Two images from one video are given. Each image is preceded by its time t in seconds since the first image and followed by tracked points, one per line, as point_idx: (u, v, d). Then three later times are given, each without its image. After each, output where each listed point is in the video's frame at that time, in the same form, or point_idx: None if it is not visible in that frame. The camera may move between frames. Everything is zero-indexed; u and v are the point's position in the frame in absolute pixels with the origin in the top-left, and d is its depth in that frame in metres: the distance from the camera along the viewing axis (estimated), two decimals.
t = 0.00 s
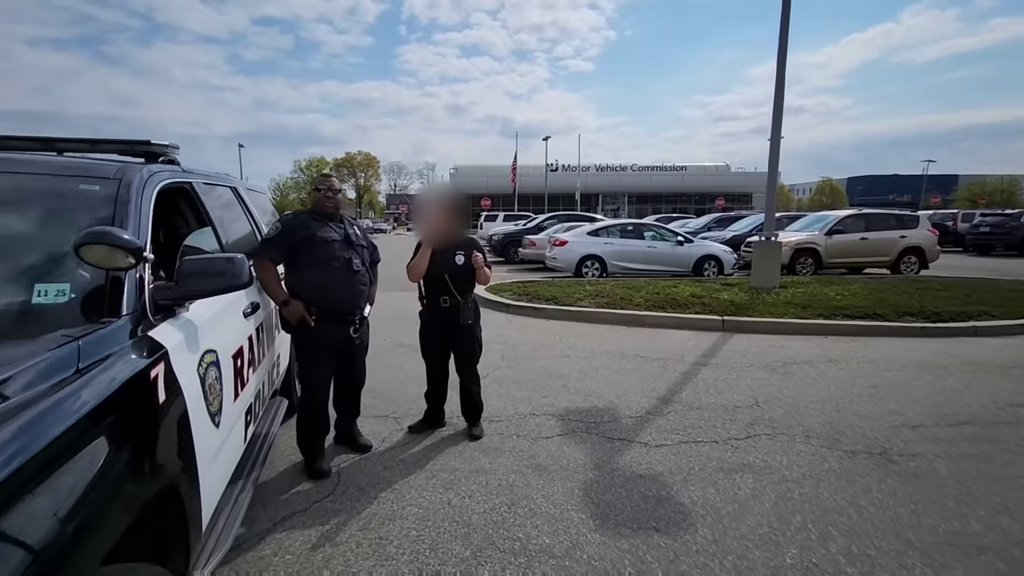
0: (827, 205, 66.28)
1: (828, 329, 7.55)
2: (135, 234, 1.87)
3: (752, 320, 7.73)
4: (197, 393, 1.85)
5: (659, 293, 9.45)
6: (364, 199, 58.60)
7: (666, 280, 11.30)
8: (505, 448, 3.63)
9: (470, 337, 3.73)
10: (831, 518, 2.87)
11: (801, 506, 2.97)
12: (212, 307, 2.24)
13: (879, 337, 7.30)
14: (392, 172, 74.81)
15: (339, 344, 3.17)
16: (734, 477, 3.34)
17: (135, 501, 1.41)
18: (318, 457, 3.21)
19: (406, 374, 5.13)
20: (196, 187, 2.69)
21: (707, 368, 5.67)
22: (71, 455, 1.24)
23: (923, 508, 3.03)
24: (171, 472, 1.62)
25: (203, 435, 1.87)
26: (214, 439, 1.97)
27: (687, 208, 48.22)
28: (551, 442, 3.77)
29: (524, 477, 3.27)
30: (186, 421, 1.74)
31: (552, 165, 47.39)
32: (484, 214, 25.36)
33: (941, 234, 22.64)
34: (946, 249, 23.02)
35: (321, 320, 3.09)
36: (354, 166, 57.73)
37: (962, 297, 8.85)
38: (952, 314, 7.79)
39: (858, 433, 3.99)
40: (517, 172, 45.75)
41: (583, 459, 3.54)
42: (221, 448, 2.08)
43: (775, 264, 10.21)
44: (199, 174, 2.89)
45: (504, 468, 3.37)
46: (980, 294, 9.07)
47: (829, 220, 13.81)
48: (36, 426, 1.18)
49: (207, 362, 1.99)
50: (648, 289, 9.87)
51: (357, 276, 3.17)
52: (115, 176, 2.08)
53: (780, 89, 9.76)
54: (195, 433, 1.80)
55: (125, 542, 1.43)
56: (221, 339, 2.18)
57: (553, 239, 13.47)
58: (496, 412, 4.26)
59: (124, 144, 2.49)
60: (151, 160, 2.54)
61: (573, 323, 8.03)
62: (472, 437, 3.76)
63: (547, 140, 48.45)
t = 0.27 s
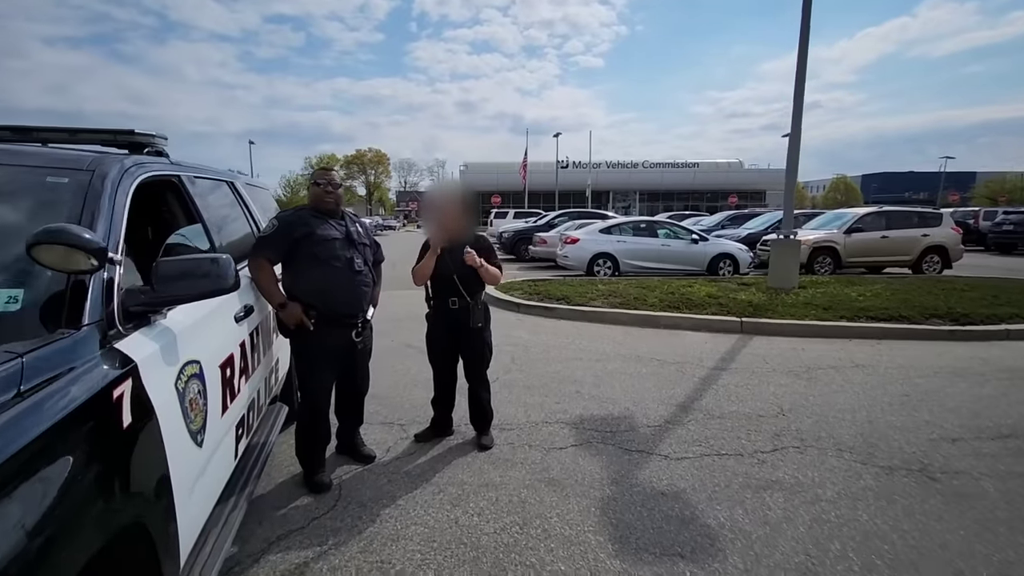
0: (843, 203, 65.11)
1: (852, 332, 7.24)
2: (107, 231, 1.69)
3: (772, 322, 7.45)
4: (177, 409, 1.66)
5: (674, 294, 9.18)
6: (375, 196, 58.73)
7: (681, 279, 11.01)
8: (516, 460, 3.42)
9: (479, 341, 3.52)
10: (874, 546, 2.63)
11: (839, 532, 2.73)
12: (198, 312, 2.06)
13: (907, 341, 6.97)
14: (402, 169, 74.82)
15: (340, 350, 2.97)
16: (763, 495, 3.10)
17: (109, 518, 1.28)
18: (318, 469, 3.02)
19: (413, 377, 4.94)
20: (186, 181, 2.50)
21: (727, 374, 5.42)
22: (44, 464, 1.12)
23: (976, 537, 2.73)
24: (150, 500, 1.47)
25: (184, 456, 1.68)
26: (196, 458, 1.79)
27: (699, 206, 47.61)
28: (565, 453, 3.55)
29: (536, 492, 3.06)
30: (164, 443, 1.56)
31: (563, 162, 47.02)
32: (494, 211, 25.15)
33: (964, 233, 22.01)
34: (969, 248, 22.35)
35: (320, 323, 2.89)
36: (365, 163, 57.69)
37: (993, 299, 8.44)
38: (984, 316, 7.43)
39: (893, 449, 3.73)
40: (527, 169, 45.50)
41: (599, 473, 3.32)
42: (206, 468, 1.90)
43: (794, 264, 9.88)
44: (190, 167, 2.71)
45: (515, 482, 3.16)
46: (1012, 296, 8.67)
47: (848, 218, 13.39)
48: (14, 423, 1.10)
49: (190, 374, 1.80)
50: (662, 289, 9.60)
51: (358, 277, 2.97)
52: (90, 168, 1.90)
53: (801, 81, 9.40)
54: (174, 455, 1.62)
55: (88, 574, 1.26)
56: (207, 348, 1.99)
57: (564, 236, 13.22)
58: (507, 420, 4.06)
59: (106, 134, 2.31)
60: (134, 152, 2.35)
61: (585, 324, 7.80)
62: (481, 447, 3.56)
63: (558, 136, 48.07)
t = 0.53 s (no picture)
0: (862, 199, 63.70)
1: (880, 334, 6.92)
2: (85, 237, 1.54)
3: (795, 323, 7.16)
4: (161, 434, 1.51)
5: (692, 294, 8.92)
6: (388, 193, 58.82)
7: (698, 278, 10.72)
8: (532, 474, 3.23)
9: (492, 346, 3.34)
10: None
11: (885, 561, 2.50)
12: (189, 322, 1.90)
13: (940, 345, 6.65)
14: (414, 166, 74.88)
15: (345, 358, 2.82)
16: (797, 516, 2.88)
17: (88, 550, 1.18)
18: (323, 482, 2.87)
19: (423, 380, 4.78)
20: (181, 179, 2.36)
21: (751, 380, 5.18)
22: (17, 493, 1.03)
23: None
24: (138, 527, 1.36)
25: (169, 485, 1.53)
26: (184, 485, 1.63)
27: (714, 202, 46.88)
28: (582, 466, 3.37)
29: (553, 510, 2.87)
30: (144, 474, 1.41)
31: (576, 158, 46.58)
32: (507, 208, 24.94)
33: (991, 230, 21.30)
34: (997, 246, 21.62)
35: (325, 330, 2.74)
36: (377, 160, 57.75)
37: None
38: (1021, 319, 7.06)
39: (936, 465, 3.47)
40: (539, 165, 45.16)
41: (620, 489, 3.11)
42: (197, 492, 1.75)
43: (817, 262, 9.54)
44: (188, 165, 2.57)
45: (531, 498, 2.98)
46: None
47: (872, 215, 12.95)
48: None
49: (176, 393, 1.64)
50: (679, 289, 9.34)
51: (365, 281, 2.81)
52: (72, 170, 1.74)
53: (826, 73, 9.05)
54: (157, 485, 1.47)
55: None
56: (198, 362, 1.83)
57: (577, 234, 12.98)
58: (521, 428, 3.88)
59: (95, 130, 2.16)
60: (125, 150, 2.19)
61: (600, 325, 7.59)
62: (494, 458, 3.39)
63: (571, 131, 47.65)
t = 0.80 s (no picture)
0: (891, 195, 61.75)
1: (916, 337, 6.58)
2: (66, 238, 1.45)
3: (824, 325, 6.86)
4: (148, 448, 1.40)
5: (714, 293, 8.64)
6: (405, 191, 59.09)
7: (720, 278, 10.41)
8: (548, 484, 3.08)
9: (506, 349, 3.19)
10: None
11: None
12: (184, 326, 1.79)
13: (981, 349, 6.28)
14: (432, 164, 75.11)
15: (354, 361, 2.70)
16: (835, 535, 2.67)
17: None
18: (331, 490, 2.76)
19: (437, 382, 4.66)
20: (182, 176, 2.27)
21: (779, 385, 4.94)
22: None
23: None
24: (121, 550, 1.26)
25: (157, 504, 1.42)
26: (176, 501, 1.52)
27: (735, 199, 45.94)
28: (601, 476, 3.20)
29: (571, 524, 2.71)
30: (127, 494, 1.29)
31: (594, 155, 46.11)
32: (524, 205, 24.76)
33: None
34: None
35: (331, 332, 2.62)
36: (395, 158, 58.00)
37: None
38: None
39: (987, 482, 3.20)
40: (557, 162, 44.81)
41: (642, 503, 2.93)
42: (191, 508, 1.64)
43: (846, 261, 9.16)
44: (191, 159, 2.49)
45: (547, 511, 2.82)
46: None
47: (904, 212, 12.43)
48: None
49: (166, 403, 1.53)
50: (701, 288, 9.07)
51: (374, 281, 2.68)
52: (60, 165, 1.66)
53: (857, 63, 8.66)
54: (143, 505, 1.35)
55: None
56: (191, 368, 1.72)
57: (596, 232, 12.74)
58: (538, 434, 3.73)
59: (92, 123, 2.08)
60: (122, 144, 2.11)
61: (619, 325, 7.38)
62: (509, 467, 3.24)
63: (589, 128, 47.15)
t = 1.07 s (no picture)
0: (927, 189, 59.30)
1: (960, 339, 6.17)
2: (38, 236, 1.36)
3: (860, 325, 6.49)
4: (122, 464, 1.29)
5: (741, 292, 8.31)
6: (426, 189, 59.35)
7: (747, 275, 10.04)
8: (564, 495, 2.91)
9: (521, 352, 3.04)
10: None
11: None
12: (172, 330, 1.68)
13: None
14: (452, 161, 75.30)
15: (359, 364, 2.58)
16: (879, 559, 2.44)
17: None
18: (337, 499, 2.65)
19: (452, 383, 4.54)
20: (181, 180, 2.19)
21: (811, 389, 4.66)
22: None
23: None
24: None
25: (133, 526, 1.31)
26: (157, 520, 1.42)
27: (761, 194, 44.73)
28: (621, 487, 3.02)
29: (588, 540, 2.54)
30: (95, 519, 1.18)
31: (615, 151, 45.47)
32: (544, 202, 24.52)
33: None
34: None
35: (336, 335, 2.50)
36: (416, 156, 58.24)
37: None
38: None
39: None
40: (577, 159, 44.33)
41: (665, 518, 2.74)
42: (176, 526, 1.53)
43: (882, 258, 8.70)
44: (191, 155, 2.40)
45: (563, 525, 2.66)
46: None
47: (945, 205, 11.79)
48: None
49: (147, 414, 1.41)
50: (727, 287, 8.74)
51: (380, 281, 2.56)
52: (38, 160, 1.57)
53: (896, 48, 8.18)
54: (115, 529, 1.24)
55: None
56: (179, 375, 1.61)
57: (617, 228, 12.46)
58: (554, 440, 3.56)
59: (86, 117, 1.97)
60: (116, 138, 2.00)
61: (640, 324, 7.15)
62: (523, 475, 3.09)
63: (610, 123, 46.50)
